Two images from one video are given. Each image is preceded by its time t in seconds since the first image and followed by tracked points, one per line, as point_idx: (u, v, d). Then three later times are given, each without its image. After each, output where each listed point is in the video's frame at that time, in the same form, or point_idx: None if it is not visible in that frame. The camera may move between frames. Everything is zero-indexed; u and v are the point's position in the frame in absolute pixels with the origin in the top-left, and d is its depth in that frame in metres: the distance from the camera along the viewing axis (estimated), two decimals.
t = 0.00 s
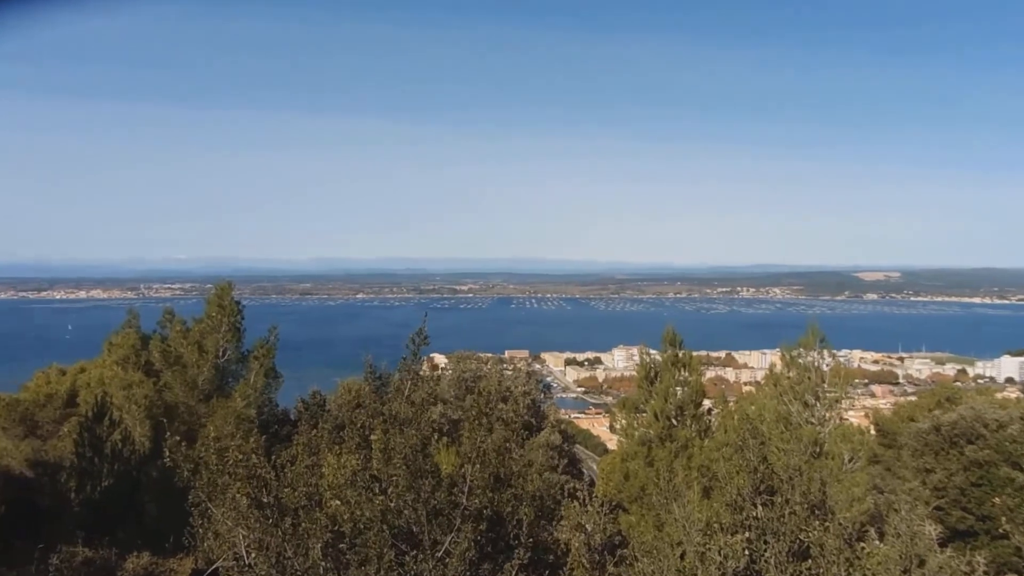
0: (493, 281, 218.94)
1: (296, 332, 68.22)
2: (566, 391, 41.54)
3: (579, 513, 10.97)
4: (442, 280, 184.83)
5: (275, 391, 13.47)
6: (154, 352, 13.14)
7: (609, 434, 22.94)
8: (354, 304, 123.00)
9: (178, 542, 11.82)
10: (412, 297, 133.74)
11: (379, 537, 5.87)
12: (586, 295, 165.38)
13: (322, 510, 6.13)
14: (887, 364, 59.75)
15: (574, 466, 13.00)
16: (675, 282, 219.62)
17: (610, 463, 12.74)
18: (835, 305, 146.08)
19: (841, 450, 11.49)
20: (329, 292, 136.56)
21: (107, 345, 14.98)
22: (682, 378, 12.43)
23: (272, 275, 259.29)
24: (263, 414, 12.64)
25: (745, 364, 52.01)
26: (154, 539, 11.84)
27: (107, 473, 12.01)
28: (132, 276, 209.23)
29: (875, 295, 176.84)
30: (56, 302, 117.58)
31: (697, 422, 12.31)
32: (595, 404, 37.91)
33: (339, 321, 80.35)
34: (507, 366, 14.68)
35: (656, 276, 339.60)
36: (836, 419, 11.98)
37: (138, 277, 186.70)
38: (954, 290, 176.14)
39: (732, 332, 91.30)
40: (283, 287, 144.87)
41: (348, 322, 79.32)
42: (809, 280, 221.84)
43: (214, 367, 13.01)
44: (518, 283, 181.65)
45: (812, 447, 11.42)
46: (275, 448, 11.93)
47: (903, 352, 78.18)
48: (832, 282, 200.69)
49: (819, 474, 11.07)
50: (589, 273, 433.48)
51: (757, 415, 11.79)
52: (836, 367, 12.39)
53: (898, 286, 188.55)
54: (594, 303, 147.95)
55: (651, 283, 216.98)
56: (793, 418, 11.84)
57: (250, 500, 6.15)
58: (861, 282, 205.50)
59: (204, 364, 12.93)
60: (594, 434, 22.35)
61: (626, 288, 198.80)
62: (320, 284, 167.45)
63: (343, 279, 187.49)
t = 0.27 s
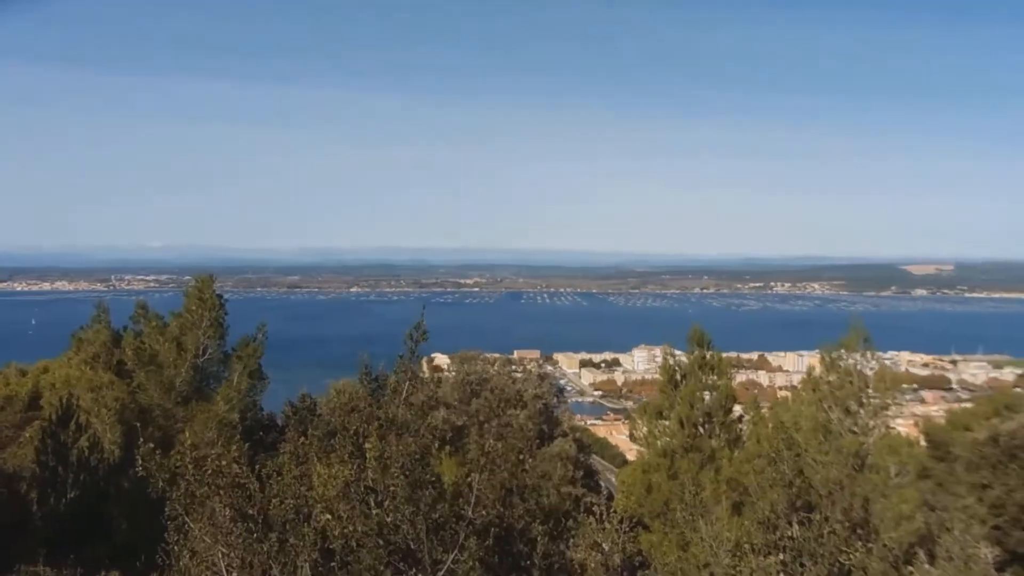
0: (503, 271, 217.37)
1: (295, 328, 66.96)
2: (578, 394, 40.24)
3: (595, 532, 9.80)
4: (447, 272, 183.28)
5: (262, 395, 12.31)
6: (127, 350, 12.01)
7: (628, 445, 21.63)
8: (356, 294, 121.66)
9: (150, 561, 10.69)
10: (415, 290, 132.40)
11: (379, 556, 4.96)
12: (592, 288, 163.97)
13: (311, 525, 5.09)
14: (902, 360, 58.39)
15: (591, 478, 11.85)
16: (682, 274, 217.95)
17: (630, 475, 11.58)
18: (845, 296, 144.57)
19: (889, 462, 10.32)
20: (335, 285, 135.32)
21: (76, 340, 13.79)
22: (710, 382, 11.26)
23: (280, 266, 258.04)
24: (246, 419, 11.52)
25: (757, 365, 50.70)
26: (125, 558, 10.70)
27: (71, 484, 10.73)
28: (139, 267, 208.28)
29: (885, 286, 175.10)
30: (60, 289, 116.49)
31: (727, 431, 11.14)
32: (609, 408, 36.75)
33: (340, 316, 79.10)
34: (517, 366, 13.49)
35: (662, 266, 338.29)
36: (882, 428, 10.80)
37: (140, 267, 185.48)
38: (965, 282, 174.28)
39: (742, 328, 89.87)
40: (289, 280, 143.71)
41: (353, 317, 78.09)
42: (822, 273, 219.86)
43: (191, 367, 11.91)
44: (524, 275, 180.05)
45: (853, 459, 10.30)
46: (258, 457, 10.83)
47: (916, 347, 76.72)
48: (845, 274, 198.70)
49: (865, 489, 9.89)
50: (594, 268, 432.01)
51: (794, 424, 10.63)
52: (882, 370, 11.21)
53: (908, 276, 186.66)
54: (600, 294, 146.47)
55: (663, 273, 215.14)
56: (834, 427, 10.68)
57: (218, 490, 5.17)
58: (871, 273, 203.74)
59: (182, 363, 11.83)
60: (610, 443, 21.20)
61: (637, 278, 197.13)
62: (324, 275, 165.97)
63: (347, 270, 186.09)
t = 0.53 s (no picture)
0: (521, 266, 215.86)
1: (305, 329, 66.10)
2: (606, 398, 38.65)
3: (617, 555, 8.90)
4: (462, 270, 181.93)
5: (257, 405, 11.48)
6: (113, 355, 11.18)
7: (656, 460, 20.62)
8: (370, 292, 120.76)
9: None
10: (430, 287, 131.32)
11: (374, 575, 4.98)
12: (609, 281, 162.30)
13: (311, 543, 5.05)
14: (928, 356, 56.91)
15: (614, 496, 10.97)
16: (701, 266, 215.77)
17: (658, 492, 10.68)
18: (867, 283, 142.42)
19: (939, 480, 9.29)
20: (349, 283, 134.44)
21: (58, 345, 12.92)
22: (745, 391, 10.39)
23: (297, 261, 256.98)
24: (240, 430, 10.66)
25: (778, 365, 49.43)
26: None
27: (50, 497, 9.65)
28: (156, 265, 207.83)
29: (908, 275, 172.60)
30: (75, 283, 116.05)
31: (762, 446, 10.24)
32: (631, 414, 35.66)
33: (350, 316, 78.20)
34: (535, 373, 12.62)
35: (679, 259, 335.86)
36: (933, 443, 9.85)
37: (155, 264, 184.83)
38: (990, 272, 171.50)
39: (762, 318, 88.27)
40: (303, 278, 142.91)
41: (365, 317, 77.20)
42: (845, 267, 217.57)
43: (183, 374, 11.11)
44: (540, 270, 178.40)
45: (901, 476, 9.42)
46: (252, 472, 9.98)
47: (943, 336, 74.91)
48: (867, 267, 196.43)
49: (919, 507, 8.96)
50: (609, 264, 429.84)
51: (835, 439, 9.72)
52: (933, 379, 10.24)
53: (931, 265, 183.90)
54: (616, 285, 144.92)
55: (684, 266, 213.31)
56: (881, 443, 9.75)
57: (224, 518, 5.06)
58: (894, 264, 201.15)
59: (171, 370, 11.01)
60: (635, 457, 20.27)
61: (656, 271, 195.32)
62: (339, 272, 164.86)
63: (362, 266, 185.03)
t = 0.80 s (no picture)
0: (531, 265, 214.77)
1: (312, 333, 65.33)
2: (638, 408, 37.31)
3: None
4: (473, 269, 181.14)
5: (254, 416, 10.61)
6: (99, 360, 10.34)
7: (688, 475, 19.71)
8: (379, 292, 120.06)
9: None
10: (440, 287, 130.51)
11: None
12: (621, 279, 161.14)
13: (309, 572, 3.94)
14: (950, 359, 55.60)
15: (643, 515, 10.16)
16: (715, 264, 214.57)
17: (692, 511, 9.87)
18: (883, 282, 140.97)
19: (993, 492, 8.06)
20: (356, 283, 133.74)
21: (41, 350, 12.08)
22: (787, 400, 9.58)
23: (309, 260, 256.26)
24: (236, 443, 9.81)
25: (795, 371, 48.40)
26: None
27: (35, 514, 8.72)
28: (165, 266, 207.51)
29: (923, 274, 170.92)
30: (81, 283, 115.64)
31: (805, 461, 9.42)
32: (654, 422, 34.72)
33: (356, 319, 77.40)
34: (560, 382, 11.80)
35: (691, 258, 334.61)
36: (992, 456, 8.98)
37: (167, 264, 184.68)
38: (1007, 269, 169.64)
39: (776, 319, 87.01)
40: (310, 278, 142.36)
41: (371, 319, 76.41)
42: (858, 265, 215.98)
43: (175, 380, 10.27)
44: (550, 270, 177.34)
45: (957, 494, 8.09)
46: (250, 489, 9.14)
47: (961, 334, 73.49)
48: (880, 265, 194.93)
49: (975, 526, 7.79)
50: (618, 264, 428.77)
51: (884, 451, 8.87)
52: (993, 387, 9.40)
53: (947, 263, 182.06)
54: (628, 284, 143.85)
55: (697, 264, 211.90)
56: (934, 455, 8.86)
57: (219, 538, 4.16)
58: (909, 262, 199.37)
59: (163, 377, 10.19)
60: (666, 472, 19.41)
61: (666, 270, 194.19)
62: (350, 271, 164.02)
63: (373, 266, 184.44)
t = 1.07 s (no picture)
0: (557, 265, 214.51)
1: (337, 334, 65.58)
2: (664, 409, 37.20)
3: None
4: (498, 269, 181.15)
5: (280, 416, 10.63)
6: (126, 361, 10.41)
7: (716, 477, 19.59)
8: (404, 293, 120.30)
9: None
10: (465, 287, 130.61)
11: None
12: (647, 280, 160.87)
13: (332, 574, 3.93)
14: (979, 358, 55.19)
15: (669, 516, 10.15)
16: (741, 264, 213.84)
17: (719, 513, 9.83)
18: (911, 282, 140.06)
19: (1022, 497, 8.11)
20: (382, 284, 133.98)
21: (68, 352, 12.17)
22: (813, 399, 9.53)
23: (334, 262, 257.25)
24: (262, 442, 9.83)
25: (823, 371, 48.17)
26: None
27: (67, 514, 8.75)
28: (192, 267, 208.83)
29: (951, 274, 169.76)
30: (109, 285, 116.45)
31: (833, 460, 9.35)
32: (679, 419, 34.66)
33: (382, 320, 77.56)
34: (585, 383, 11.79)
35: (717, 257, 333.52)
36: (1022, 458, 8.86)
37: (193, 266, 185.76)
38: None
39: (804, 320, 86.54)
40: (337, 279, 142.77)
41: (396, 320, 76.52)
42: (888, 264, 214.37)
43: (201, 380, 10.31)
44: (576, 270, 177.30)
45: (986, 495, 8.04)
46: (276, 488, 9.17)
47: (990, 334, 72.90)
48: (910, 263, 193.30)
49: (1005, 528, 7.58)
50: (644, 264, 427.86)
51: (911, 451, 8.78)
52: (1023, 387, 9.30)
53: (975, 265, 180.72)
54: (653, 284, 143.55)
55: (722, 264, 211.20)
56: (962, 456, 8.75)
57: (244, 540, 4.18)
58: (937, 262, 198.07)
59: (189, 377, 10.24)
60: (693, 473, 19.40)
61: (693, 268, 193.43)
62: (374, 273, 164.47)
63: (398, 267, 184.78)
